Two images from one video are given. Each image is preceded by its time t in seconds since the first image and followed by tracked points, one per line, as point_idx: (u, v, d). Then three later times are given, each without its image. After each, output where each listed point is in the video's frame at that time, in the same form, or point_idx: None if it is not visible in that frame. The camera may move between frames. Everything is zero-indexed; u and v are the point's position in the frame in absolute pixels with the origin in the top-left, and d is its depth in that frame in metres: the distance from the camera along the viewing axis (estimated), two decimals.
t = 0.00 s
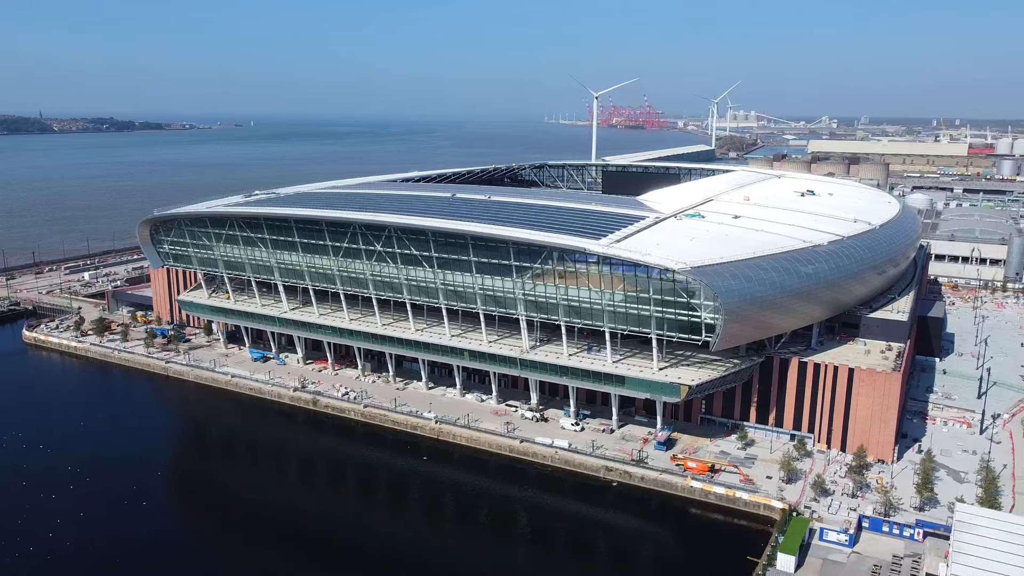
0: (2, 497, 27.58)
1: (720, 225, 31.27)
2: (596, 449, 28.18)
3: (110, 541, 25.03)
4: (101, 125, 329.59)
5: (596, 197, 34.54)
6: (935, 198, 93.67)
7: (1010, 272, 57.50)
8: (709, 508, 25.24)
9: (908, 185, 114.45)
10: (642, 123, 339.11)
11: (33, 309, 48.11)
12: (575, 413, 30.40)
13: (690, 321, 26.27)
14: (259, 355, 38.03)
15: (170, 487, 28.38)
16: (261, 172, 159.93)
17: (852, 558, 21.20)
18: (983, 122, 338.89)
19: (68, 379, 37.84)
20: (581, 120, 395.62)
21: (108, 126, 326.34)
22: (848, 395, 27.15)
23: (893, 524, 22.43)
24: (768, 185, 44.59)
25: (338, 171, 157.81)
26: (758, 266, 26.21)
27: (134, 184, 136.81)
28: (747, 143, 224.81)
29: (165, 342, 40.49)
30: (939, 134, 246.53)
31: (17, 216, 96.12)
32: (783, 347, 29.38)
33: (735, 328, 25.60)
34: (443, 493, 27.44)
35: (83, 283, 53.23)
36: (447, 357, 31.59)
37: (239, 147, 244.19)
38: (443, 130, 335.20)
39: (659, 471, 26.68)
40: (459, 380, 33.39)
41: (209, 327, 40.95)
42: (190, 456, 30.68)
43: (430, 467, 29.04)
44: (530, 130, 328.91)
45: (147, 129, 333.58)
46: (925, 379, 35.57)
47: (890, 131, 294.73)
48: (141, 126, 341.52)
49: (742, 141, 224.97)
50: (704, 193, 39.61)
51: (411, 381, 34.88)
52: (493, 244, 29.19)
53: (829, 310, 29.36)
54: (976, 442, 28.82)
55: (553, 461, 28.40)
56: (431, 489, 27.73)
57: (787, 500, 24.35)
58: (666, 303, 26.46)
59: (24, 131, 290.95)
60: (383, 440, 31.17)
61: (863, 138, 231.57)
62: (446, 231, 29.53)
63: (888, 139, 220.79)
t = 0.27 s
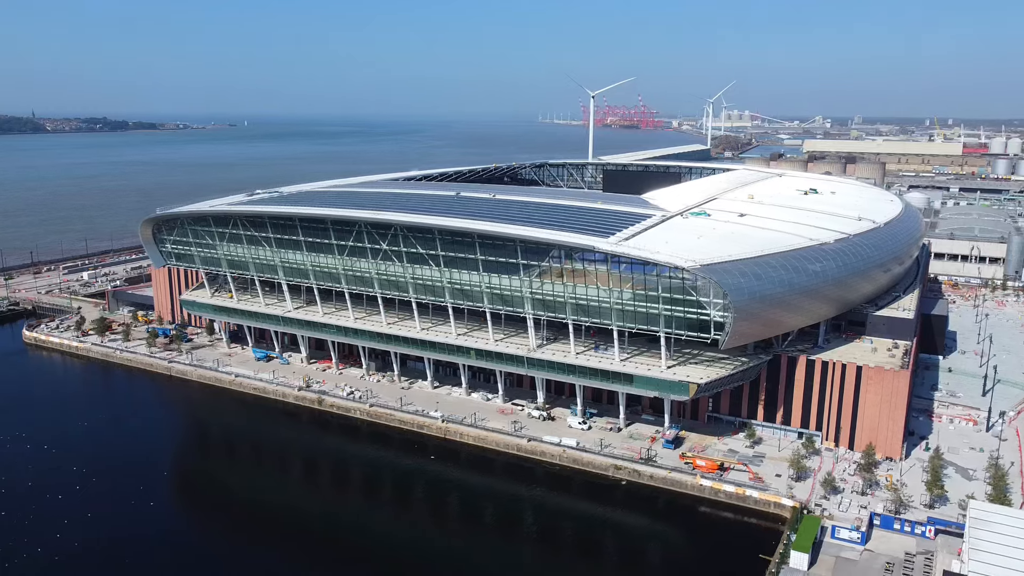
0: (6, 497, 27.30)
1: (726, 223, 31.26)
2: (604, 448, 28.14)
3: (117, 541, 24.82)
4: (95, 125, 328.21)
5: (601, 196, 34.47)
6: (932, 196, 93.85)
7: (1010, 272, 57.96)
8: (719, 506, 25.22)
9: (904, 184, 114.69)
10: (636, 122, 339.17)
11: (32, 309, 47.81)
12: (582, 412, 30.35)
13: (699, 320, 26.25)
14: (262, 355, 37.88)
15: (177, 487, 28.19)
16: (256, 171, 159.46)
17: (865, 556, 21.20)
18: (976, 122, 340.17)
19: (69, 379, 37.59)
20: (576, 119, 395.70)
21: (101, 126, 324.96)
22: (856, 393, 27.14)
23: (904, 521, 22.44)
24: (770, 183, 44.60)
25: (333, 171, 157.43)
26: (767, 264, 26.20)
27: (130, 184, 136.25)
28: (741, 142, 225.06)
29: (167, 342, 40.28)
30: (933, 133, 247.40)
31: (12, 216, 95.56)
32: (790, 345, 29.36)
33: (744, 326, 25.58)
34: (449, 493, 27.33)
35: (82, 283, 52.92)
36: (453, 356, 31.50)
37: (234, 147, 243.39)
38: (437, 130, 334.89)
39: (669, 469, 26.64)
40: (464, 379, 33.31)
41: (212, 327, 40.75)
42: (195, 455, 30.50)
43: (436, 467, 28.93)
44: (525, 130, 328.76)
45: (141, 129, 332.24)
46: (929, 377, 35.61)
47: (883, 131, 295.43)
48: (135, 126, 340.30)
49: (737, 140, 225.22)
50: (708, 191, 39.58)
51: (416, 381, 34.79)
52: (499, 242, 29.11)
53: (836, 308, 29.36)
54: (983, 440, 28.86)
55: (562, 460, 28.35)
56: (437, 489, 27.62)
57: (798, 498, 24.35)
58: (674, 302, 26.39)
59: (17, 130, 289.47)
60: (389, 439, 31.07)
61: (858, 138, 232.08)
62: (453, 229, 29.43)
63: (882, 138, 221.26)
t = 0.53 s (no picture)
0: (12, 497, 27.08)
1: (733, 222, 31.24)
2: (613, 447, 28.10)
3: (125, 540, 24.65)
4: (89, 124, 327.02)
5: (607, 194, 34.43)
6: (930, 196, 94.10)
7: (1010, 270, 57.72)
8: (729, 504, 25.18)
9: (901, 183, 114.95)
10: (632, 122, 339.36)
11: (32, 309, 47.57)
12: (590, 411, 30.31)
13: (709, 318, 26.23)
14: (266, 354, 37.75)
15: (184, 486, 28.02)
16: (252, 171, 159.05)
17: (879, 554, 21.16)
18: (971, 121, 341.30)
19: (72, 379, 37.38)
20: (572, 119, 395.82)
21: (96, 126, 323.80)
22: (865, 391, 27.14)
23: (916, 519, 22.44)
24: (774, 182, 44.63)
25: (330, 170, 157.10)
26: (777, 262, 26.16)
27: (126, 184, 135.81)
28: (738, 142, 225.34)
29: (170, 342, 40.11)
30: (929, 133, 248.18)
31: (9, 216, 95.11)
32: (798, 344, 29.34)
33: (755, 324, 25.54)
34: (456, 493, 27.22)
35: (82, 282, 52.66)
36: (460, 355, 31.41)
37: (229, 147, 242.72)
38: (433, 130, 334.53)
39: (678, 468, 26.60)
40: (471, 378, 33.24)
41: (215, 326, 40.57)
42: (201, 455, 30.33)
43: (442, 467, 28.82)
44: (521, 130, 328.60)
45: (135, 129, 331.12)
46: (935, 375, 35.65)
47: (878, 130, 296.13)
48: (129, 126, 339.19)
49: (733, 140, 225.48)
50: (713, 190, 39.57)
51: (422, 380, 34.69)
52: (507, 241, 29.04)
53: (844, 307, 29.36)
54: (991, 438, 28.88)
55: (571, 459, 28.28)
56: (444, 489, 27.51)
57: (809, 496, 24.33)
58: (685, 300, 26.37)
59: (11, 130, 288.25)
60: (396, 439, 30.96)
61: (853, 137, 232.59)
62: (460, 228, 29.33)
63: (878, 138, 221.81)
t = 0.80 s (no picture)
0: (17, 498, 26.92)
1: (739, 220, 31.24)
2: (621, 446, 28.07)
3: (129, 541, 24.49)
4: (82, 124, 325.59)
5: (612, 193, 34.41)
6: (926, 195, 94.48)
7: (1007, 269, 57.50)
8: (739, 503, 25.17)
9: (897, 183, 115.36)
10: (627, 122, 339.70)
11: (31, 309, 47.28)
12: (596, 410, 30.28)
13: (717, 316, 26.23)
14: (269, 354, 37.60)
15: (189, 486, 27.88)
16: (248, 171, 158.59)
17: (890, 552, 21.16)
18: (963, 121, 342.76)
19: (73, 379, 37.14)
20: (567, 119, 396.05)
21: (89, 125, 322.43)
22: (872, 389, 27.15)
23: (926, 516, 22.45)
24: (776, 181, 44.70)
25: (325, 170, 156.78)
26: (785, 261, 26.16)
27: (121, 184, 135.27)
28: (733, 142, 225.74)
29: (172, 342, 39.92)
30: (922, 133, 249.16)
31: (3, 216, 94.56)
32: (804, 342, 29.35)
33: (764, 323, 25.53)
34: (461, 492, 27.11)
35: (81, 282, 52.37)
36: (466, 354, 31.33)
37: (223, 147, 241.98)
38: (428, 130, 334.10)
39: (687, 467, 26.58)
40: (476, 378, 33.18)
41: (217, 326, 40.37)
42: (205, 454, 30.19)
43: (447, 466, 28.70)
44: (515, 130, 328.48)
45: (128, 129, 329.79)
46: (938, 373, 35.73)
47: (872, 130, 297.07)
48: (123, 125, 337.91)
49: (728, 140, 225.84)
50: (716, 189, 39.59)
51: (426, 380, 34.59)
52: (514, 240, 28.97)
53: (851, 305, 29.39)
54: (997, 435, 28.94)
55: (578, 458, 28.23)
56: (449, 488, 27.39)
57: (819, 495, 24.34)
58: (693, 298, 26.37)
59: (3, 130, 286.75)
60: (400, 438, 30.84)
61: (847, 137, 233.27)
62: (467, 227, 29.25)
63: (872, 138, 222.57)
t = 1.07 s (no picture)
0: (20, 499, 26.68)
1: (744, 219, 31.25)
2: (627, 445, 28.04)
3: (130, 542, 24.31)
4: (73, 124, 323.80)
5: (615, 191, 34.38)
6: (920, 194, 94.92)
7: (1004, 268, 57.69)
8: (747, 501, 25.17)
9: (891, 182, 115.86)
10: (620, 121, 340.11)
11: (28, 310, 46.93)
12: (602, 409, 30.24)
13: (724, 314, 26.24)
14: (270, 354, 37.42)
15: (192, 486, 27.69)
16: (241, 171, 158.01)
17: (901, 549, 21.17)
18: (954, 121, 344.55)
19: (73, 379, 36.88)
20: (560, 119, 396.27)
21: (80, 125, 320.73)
22: (877, 387, 27.18)
23: (935, 513, 22.48)
24: (775, 180, 44.78)
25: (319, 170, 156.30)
26: (791, 259, 26.18)
27: (114, 184, 134.65)
28: (726, 142, 226.16)
29: (172, 342, 39.69)
30: (914, 134, 250.51)
31: None
32: (809, 341, 29.36)
33: (771, 321, 25.53)
34: (465, 492, 27.01)
35: (77, 283, 52.02)
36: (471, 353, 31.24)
37: (216, 146, 241.03)
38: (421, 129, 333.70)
39: (694, 465, 26.57)
40: (480, 377, 33.12)
41: (217, 326, 40.16)
42: (208, 454, 30.01)
43: (451, 465, 28.60)
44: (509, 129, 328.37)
45: (120, 128, 328.16)
46: (940, 371, 35.83)
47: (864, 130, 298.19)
48: (114, 125, 336.24)
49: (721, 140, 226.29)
50: (717, 187, 39.61)
51: (430, 379, 34.50)
52: (519, 238, 28.89)
53: (855, 303, 29.44)
54: (1001, 433, 29.03)
55: (585, 457, 28.19)
56: (454, 488, 27.29)
57: (827, 493, 24.35)
58: (700, 297, 26.38)
59: None
60: (404, 438, 30.73)
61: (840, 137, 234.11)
62: (472, 225, 29.16)
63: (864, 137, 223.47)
